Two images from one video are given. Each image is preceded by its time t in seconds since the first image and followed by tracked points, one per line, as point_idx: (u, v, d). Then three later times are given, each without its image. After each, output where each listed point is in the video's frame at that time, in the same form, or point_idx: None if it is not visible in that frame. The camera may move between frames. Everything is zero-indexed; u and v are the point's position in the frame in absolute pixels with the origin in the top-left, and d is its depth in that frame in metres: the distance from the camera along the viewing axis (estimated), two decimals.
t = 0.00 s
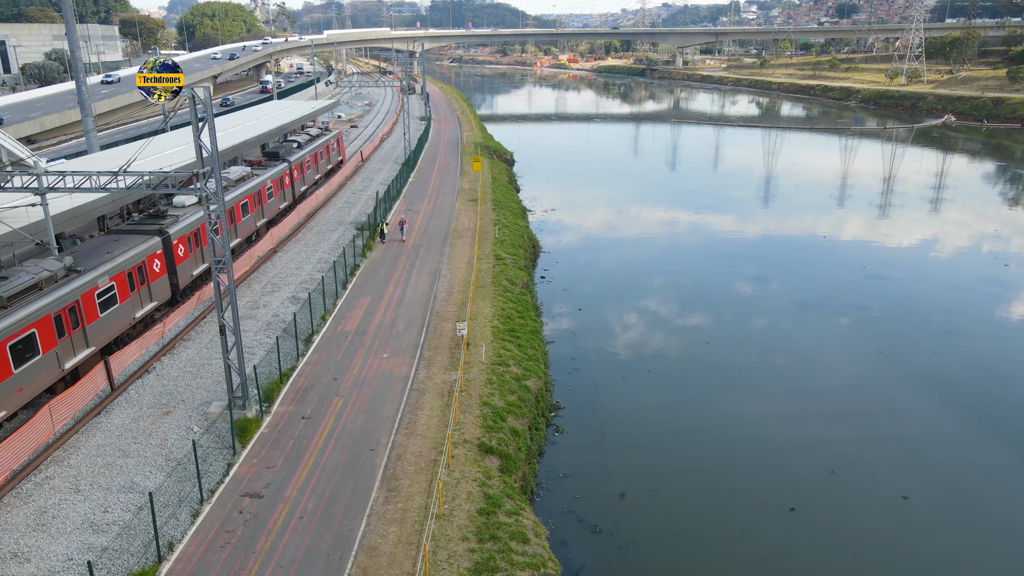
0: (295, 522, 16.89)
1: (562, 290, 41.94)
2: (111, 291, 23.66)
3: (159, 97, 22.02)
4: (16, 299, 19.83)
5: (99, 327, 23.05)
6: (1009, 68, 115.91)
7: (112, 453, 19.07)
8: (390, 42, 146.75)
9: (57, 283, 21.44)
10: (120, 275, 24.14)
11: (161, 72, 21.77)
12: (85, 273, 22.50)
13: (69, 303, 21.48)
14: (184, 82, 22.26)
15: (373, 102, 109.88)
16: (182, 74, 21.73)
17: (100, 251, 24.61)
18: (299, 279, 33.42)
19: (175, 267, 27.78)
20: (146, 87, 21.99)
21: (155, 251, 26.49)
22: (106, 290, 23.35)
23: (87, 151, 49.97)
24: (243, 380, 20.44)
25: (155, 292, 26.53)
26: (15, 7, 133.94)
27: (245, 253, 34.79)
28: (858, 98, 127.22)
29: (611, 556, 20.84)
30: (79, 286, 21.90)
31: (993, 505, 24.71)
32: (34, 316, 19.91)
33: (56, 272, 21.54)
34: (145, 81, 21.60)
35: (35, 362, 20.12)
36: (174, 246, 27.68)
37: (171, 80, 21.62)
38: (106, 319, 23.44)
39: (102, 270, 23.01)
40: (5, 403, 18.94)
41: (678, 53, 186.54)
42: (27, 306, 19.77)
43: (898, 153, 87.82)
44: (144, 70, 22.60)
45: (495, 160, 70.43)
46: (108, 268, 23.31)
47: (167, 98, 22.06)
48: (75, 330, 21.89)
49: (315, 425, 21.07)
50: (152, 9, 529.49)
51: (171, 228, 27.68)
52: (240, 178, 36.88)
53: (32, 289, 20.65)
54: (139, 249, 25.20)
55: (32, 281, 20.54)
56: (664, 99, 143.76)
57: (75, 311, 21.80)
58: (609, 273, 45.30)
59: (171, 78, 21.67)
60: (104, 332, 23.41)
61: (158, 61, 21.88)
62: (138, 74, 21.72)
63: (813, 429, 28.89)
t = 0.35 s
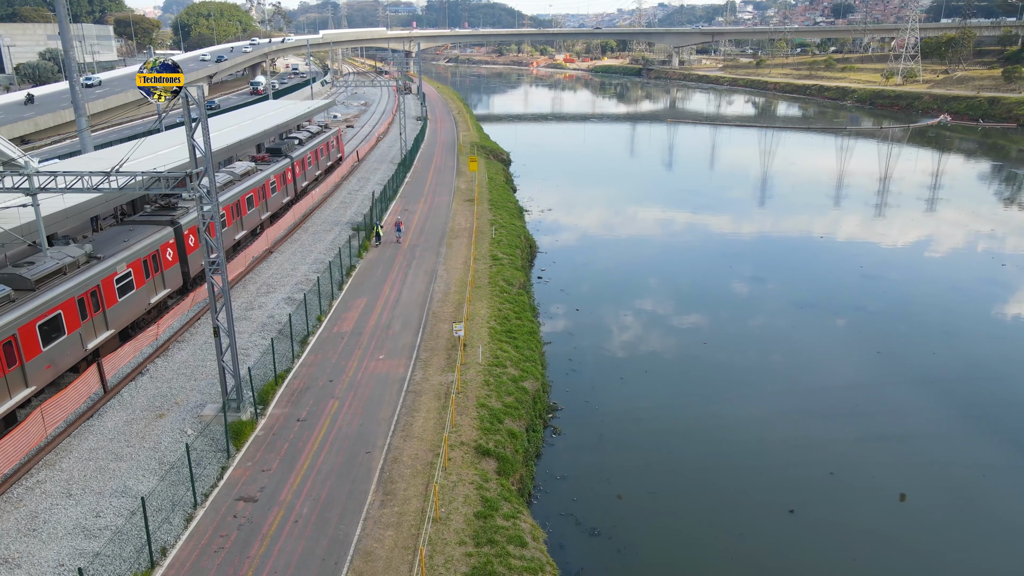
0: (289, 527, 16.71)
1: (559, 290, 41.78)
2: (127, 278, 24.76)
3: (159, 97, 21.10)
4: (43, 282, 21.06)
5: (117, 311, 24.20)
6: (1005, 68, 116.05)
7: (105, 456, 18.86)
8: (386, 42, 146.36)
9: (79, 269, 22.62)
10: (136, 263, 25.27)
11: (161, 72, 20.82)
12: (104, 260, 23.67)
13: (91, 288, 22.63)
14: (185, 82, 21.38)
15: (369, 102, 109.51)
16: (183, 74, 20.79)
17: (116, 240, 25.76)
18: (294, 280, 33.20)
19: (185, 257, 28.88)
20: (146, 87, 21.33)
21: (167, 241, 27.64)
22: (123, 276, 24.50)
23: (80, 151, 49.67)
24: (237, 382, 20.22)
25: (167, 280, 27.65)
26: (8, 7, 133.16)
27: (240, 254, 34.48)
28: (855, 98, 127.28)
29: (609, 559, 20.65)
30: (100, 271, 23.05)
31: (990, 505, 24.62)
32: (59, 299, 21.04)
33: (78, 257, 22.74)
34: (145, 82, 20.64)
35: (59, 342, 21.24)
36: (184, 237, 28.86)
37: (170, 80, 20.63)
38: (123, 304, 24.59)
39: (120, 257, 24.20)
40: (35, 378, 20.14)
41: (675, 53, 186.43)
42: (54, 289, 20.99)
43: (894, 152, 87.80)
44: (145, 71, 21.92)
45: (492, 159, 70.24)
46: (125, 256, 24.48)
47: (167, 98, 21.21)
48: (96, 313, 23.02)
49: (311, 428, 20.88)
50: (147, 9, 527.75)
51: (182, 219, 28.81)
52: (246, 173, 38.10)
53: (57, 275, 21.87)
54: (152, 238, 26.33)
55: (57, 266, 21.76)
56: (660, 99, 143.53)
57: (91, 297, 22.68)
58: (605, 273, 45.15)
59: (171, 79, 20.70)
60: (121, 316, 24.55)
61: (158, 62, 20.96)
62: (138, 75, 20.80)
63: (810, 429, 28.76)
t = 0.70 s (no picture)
0: (284, 531, 16.50)
1: (555, 290, 41.61)
2: (142, 266, 25.78)
3: (159, 97, 20.33)
4: (67, 268, 22.21)
5: (135, 297, 25.27)
6: (1000, 68, 116.28)
7: (97, 460, 18.64)
8: (383, 42, 146.06)
9: (99, 256, 23.70)
10: (151, 251, 26.32)
11: (161, 71, 20.11)
12: (122, 248, 24.70)
13: (110, 274, 23.68)
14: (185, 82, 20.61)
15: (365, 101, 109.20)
16: (183, 75, 20.07)
17: (133, 230, 26.81)
18: (290, 280, 32.98)
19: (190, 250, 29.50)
20: (145, 87, 20.43)
21: (180, 231, 28.62)
22: (139, 264, 25.57)
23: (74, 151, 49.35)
24: (231, 384, 20.00)
25: (180, 268, 28.65)
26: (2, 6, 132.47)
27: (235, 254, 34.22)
28: (851, 98, 127.41)
29: (607, 563, 20.43)
30: (119, 258, 24.12)
31: (989, 505, 24.47)
32: (82, 284, 22.15)
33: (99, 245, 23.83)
34: (144, 81, 19.97)
35: (82, 323, 22.41)
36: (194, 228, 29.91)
37: (170, 81, 19.89)
38: (140, 290, 25.69)
39: (137, 245, 25.25)
40: (61, 357, 21.36)
41: (671, 53, 186.39)
42: (77, 274, 22.11)
43: (890, 152, 87.88)
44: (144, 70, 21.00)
45: (488, 159, 70.08)
46: (141, 244, 25.52)
47: (168, 98, 20.39)
48: (115, 298, 24.11)
49: (306, 431, 20.66)
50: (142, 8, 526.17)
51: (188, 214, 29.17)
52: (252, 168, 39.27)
53: (79, 261, 22.99)
54: (165, 229, 27.31)
55: (79, 253, 22.89)
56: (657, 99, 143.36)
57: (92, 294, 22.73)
58: (602, 272, 44.99)
59: (171, 79, 19.95)
60: (138, 302, 25.67)
61: (158, 61, 20.21)
62: (137, 74, 20.10)
63: (808, 429, 28.63)
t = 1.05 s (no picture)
0: (280, 536, 16.32)
1: (552, 290, 41.40)
2: (156, 254, 27.14)
3: (159, 98, 19.76)
4: (88, 255, 23.50)
5: (150, 284, 26.63)
6: (996, 68, 116.47)
7: (90, 464, 18.41)
8: (379, 42, 145.69)
9: (117, 244, 25.00)
10: (164, 241, 27.73)
11: (160, 71, 19.54)
12: (138, 237, 26.03)
13: (127, 261, 24.97)
14: (185, 83, 20.17)
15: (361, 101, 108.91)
16: (182, 75, 19.65)
17: (146, 221, 28.20)
18: (286, 281, 32.76)
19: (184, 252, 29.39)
20: (145, 88, 19.75)
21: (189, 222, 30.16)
22: (154, 252, 26.97)
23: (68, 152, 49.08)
24: (226, 387, 19.77)
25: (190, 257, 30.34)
26: None
27: (231, 255, 34.17)
28: (847, 98, 127.43)
29: (606, 567, 20.21)
30: (136, 246, 25.47)
31: (988, 505, 24.33)
32: (103, 269, 23.47)
33: (118, 234, 25.22)
34: (145, 81, 19.26)
35: (103, 307, 23.73)
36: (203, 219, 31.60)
37: (170, 81, 19.47)
38: (154, 277, 27.01)
39: (151, 234, 26.65)
40: (83, 338, 22.66)
41: (667, 53, 186.28)
42: (97, 261, 23.39)
43: (886, 152, 87.85)
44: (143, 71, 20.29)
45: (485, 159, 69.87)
46: (155, 234, 26.88)
47: (169, 98, 19.74)
48: (131, 284, 25.36)
49: (302, 434, 20.46)
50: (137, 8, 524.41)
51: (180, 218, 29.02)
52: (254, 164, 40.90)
53: (99, 248, 24.29)
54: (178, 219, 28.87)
55: (98, 241, 24.20)
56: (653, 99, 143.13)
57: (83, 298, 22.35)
58: (598, 272, 44.82)
59: (171, 79, 19.53)
60: (153, 288, 27.02)
61: (158, 61, 19.60)
62: (136, 73, 19.37)
63: (805, 429, 28.49)
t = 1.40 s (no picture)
0: (276, 541, 16.10)
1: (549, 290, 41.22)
2: (170, 243, 28.57)
3: (159, 98, 19.52)
4: (107, 242, 24.83)
5: (163, 272, 27.99)
6: (993, 67, 116.49)
7: (84, 467, 18.17)
8: (376, 42, 145.24)
9: (133, 233, 26.36)
10: (177, 230, 29.18)
11: (160, 71, 19.28)
12: (152, 227, 27.41)
13: (143, 249, 26.35)
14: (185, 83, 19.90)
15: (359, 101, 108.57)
16: (183, 75, 19.41)
17: (160, 213, 29.63)
18: (282, 282, 32.53)
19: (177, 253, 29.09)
20: (144, 87, 19.53)
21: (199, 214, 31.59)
22: (167, 242, 28.31)
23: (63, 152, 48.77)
24: (222, 390, 19.54)
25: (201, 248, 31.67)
26: None
27: (227, 256, 33.84)
28: (845, 97, 127.31)
29: (606, 571, 19.97)
30: (152, 235, 26.90)
31: (989, 506, 24.10)
32: (122, 256, 24.88)
33: (135, 223, 26.66)
34: (144, 81, 19.01)
35: (122, 291, 25.15)
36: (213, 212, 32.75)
37: (170, 81, 19.20)
38: (168, 265, 28.42)
39: (166, 224, 28.10)
40: (104, 321, 24.00)
41: (665, 52, 186.03)
42: (116, 248, 24.74)
43: (884, 151, 87.71)
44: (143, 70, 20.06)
45: (483, 159, 69.67)
46: (168, 224, 28.28)
47: (169, 98, 19.47)
48: (147, 271, 26.77)
49: (299, 436, 20.25)
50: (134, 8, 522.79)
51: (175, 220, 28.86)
52: (259, 159, 41.84)
53: (117, 237, 25.64)
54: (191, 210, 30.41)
55: (117, 230, 25.62)
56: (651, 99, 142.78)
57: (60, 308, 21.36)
58: (596, 272, 44.64)
59: (171, 79, 19.27)
60: (166, 276, 28.33)
61: (157, 60, 19.34)
62: (136, 73, 19.12)
63: (804, 429, 28.32)
